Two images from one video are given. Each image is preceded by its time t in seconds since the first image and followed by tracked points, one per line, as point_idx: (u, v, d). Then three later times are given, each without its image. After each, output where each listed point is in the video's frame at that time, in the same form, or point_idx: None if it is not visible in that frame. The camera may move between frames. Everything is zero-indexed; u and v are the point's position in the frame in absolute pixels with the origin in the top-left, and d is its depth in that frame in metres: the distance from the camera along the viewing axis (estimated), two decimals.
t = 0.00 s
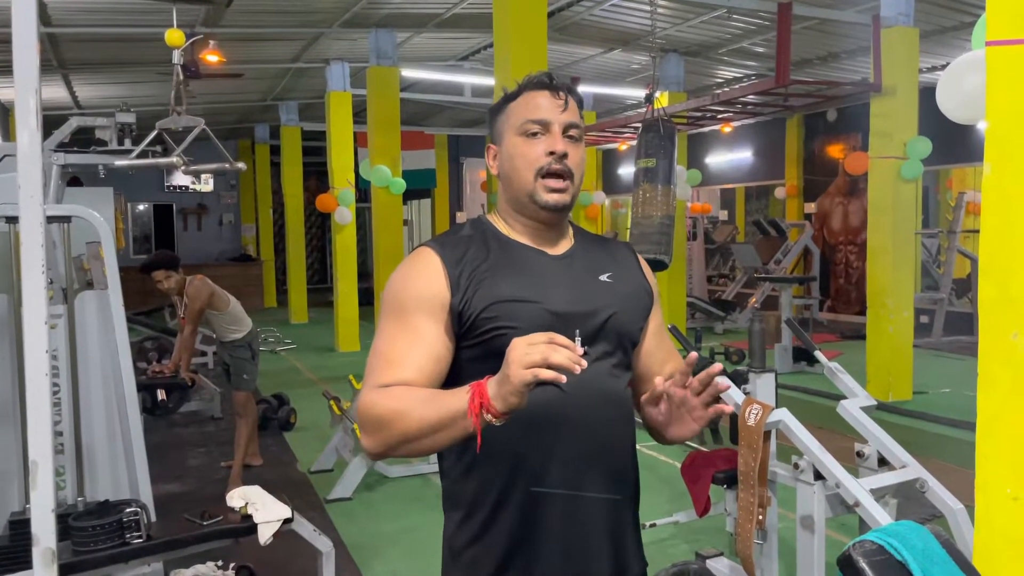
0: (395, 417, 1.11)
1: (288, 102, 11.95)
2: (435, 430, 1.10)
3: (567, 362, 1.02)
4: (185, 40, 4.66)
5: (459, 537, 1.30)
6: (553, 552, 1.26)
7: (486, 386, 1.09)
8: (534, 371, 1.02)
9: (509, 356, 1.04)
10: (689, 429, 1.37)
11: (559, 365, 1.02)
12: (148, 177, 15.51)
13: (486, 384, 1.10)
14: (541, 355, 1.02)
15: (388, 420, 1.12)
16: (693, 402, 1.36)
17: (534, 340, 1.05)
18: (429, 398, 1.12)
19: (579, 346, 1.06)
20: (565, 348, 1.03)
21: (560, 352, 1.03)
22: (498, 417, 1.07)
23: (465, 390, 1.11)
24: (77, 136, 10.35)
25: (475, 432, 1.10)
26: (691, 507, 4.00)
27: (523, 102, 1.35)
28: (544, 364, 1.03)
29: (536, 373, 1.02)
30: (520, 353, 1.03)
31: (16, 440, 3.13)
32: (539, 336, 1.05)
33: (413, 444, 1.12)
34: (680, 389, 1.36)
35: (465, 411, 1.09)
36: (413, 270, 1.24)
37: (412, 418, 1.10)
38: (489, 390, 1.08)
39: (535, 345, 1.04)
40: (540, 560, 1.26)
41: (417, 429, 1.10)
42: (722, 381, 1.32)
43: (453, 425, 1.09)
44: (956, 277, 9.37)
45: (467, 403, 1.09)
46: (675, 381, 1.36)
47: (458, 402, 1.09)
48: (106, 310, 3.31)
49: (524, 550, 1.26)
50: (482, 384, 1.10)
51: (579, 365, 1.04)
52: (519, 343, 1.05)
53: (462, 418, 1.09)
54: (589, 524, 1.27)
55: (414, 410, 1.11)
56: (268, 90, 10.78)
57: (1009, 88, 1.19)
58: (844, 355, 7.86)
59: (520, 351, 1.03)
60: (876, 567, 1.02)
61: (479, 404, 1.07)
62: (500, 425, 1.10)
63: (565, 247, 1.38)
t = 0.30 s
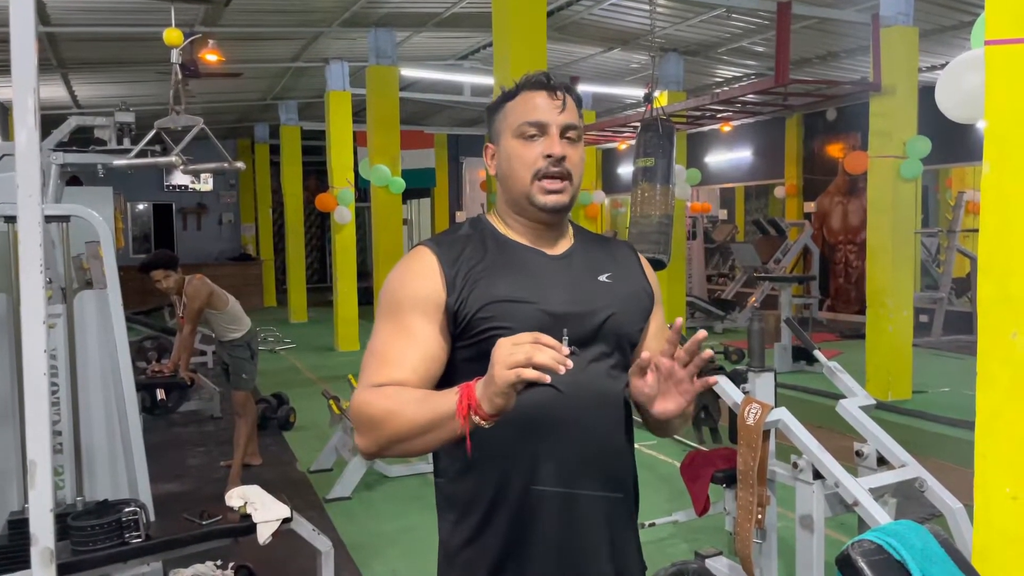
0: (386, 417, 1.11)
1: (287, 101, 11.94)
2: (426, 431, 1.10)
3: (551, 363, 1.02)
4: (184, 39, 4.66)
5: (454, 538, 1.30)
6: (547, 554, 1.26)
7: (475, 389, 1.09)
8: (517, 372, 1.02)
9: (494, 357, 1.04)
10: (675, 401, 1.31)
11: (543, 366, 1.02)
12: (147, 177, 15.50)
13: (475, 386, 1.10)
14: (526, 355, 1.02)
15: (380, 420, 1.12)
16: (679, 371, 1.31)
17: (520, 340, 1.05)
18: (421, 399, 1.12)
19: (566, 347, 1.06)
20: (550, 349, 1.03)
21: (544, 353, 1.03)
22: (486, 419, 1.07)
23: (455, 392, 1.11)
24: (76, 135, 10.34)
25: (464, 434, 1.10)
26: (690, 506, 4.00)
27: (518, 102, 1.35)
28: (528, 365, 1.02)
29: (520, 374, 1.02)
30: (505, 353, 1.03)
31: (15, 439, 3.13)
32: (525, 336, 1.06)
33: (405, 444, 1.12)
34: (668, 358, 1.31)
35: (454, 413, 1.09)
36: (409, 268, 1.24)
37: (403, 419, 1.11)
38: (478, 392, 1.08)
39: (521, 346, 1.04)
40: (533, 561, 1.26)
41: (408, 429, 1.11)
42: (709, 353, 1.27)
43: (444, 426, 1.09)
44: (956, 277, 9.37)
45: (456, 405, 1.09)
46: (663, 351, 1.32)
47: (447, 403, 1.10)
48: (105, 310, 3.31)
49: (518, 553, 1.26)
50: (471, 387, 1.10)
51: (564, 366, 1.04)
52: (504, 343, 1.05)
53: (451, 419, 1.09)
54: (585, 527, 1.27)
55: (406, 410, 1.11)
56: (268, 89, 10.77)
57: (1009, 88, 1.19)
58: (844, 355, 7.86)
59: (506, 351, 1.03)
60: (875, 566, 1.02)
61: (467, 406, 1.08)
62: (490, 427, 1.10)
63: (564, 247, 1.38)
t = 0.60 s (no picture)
0: (384, 417, 1.11)
1: (287, 101, 11.94)
2: (424, 432, 1.10)
3: (554, 366, 1.02)
4: (183, 40, 4.65)
5: (449, 540, 1.30)
6: (544, 556, 1.26)
7: (474, 391, 1.09)
8: (519, 375, 1.02)
9: (496, 359, 1.04)
10: (675, 423, 1.37)
11: (546, 369, 1.02)
12: (147, 177, 15.52)
13: (475, 388, 1.10)
14: (527, 357, 1.03)
15: (378, 421, 1.13)
16: (684, 395, 1.36)
17: (522, 343, 1.05)
18: (419, 399, 1.12)
19: (568, 351, 1.06)
20: (553, 352, 1.04)
21: (546, 356, 1.03)
22: (485, 421, 1.08)
23: (455, 394, 1.12)
24: (76, 136, 10.35)
25: (462, 436, 1.10)
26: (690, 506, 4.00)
27: (511, 105, 1.34)
28: (530, 367, 1.03)
29: (522, 377, 1.02)
30: (507, 356, 1.03)
31: (15, 440, 3.13)
32: (526, 339, 1.06)
33: (402, 445, 1.12)
34: (674, 380, 1.36)
35: (453, 415, 1.09)
36: (408, 268, 1.24)
37: (400, 420, 1.11)
38: (478, 394, 1.08)
39: (522, 348, 1.05)
40: (529, 563, 1.26)
41: (405, 430, 1.11)
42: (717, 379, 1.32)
43: (442, 428, 1.10)
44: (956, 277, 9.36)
45: (455, 407, 1.09)
46: (670, 373, 1.36)
47: (447, 405, 1.10)
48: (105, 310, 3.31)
49: (514, 556, 1.27)
50: (471, 389, 1.10)
51: (567, 370, 1.04)
52: (505, 344, 1.05)
53: (450, 421, 1.09)
54: (581, 531, 1.27)
55: (403, 410, 1.11)
56: (267, 89, 10.77)
57: (1009, 88, 1.19)
58: (843, 355, 7.86)
59: (508, 354, 1.04)
60: (873, 566, 1.02)
61: (466, 408, 1.08)
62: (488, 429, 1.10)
63: (565, 247, 1.38)
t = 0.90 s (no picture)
0: (384, 423, 1.12)
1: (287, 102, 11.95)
2: (425, 437, 1.11)
3: (558, 363, 1.02)
4: (184, 42, 4.65)
5: (449, 545, 1.30)
6: (546, 558, 1.26)
7: (477, 393, 1.09)
8: (523, 373, 1.03)
9: (498, 359, 1.05)
10: (679, 420, 1.36)
11: (550, 367, 1.03)
12: (148, 179, 15.53)
13: (476, 390, 1.10)
14: (531, 355, 1.03)
15: (377, 427, 1.13)
16: (689, 391, 1.35)
17: (524, 341, 1.06)
18: (419, 404, 1.13)
19: (571, 347, 1.06)
20: (556, 350, 1.04)
21: (550, 354, 1.03)
22: (488, 423, 1.08)
23: (456, 396, 1.12)
24: (77, 137, 10.36)
25: (465, 440, 1.11)
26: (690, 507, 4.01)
27: (502, 103, 1.33)
28: (534, 366, 1.03)
29: (526, 375, 1.02)
30: (510, 355, 1.04)
31: (15, 440, 3.14)
32: (529, 337, 1.07)
33: (403, 452, 1.13)
34: (679, 375, 1.35)
35: (456, 418, 1.09)
36: (402, 270, 1.24)
37: (401, 425, 1.11)
38: (481, 396, 1.08)
39: (525, 346, 1.05)
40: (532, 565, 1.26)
41: (407, 436, 1.11)
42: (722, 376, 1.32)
43: (445, 431, 1.10)
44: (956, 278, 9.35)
45: (458, 409, 1.09)
46: (675, 368, 1.36)
47: (449, 408, 1.10)
48: (105, 311, 3.32)
49: (517, 559, 1.27)
50: (473, 391, 1.11)
51: (571, 366, 1.04)
52: (508, 343, 1.06)
53: (452, 424, 1.10)
54: (584, 533, 1.28)
55: (404, 415, 1.11)
56: (268, 91, 10.77)
57: (1009, 90, 1.19)
58: (843, 356, 7.87)
59: (511, 352, 1.04)
60: (873, 566, 1.03)
61: (469, 410, 1.08)
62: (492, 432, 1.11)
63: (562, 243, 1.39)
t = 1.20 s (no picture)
0: (376, 439, 1.11)
1: (289, 104, 11.95)
2: (418, 452, 1.10)
3: (556, 370, 1.02)
4: (186, 43, 4.66)
5: (446, 557, 1.29)
6: (546, 566, 1.25)
7: (472, 404, 1.09)
8: (520, 381, 1.02)
9: (493, 367, 1.04)
10: (680, 420, 1.35)
11: (547, 374, 1.02)
12: (149, 180, 15.55)
13: (471, 401, 1.10)
14: (527, 362, 1.03)
15: (368, 443, 1.12)
16: (689, 390, 1.34)
17: (519, 347, 1.05)
18: (410, 418, 1.12)
19: (567, 352, 1.06)
20: (552, 355, 1.04)
21: (547, 360, 1.03)
22: (486, 434, 1.08)
23: (450, 408, 1.11)
24: (79, 138, 10.38)
25: (461, 452, 1.11)
26: (691, 509, 4.00)
27: (480, 100, 1.31)
28: (530, 372, 1.03)
29: (523, 383, 1.02)
30: (504, 362, 1.03)
31: (17, 441, 3.14)
32: (523, 343, 1.06)
33: (397, 468, 1.12)
34: (678, 375, 1.33)
35: (451, 430, 1.09)
36: (388, 279, 1.24)
37: (393, 440, 1.11)
38: (476, 406, 1.08)
39: (520, 353, 1.05)
40: None
41: (400, 452, 1.11)
42: (723, 374, 1.31)
43: (439, 445, 1.10)
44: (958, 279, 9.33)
45: (453, 423, 1.09)
46: (674, 368, 1.34)
47: (443, 422, 1.10)
48: (107, 311, 3.32)
49: (517, 569, 1.25)
50: (467, 402, 1.10)
51: (568, 373, 1.04)
52: (502, 351, 1.05)
53: (448, 438, 1.09)
54: (587, 539, 1.27)
55: (396, 430, 1.11)
56: (269, 92, 10.78)
57: (1012, 91, 1.19)
58: (845, 357, 7.86)
59: (505, 360, 1.04)
60: (875, 567, 1.02)
61: (465, 423, 1.08)
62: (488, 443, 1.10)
63: (552, 241, 1.38)
